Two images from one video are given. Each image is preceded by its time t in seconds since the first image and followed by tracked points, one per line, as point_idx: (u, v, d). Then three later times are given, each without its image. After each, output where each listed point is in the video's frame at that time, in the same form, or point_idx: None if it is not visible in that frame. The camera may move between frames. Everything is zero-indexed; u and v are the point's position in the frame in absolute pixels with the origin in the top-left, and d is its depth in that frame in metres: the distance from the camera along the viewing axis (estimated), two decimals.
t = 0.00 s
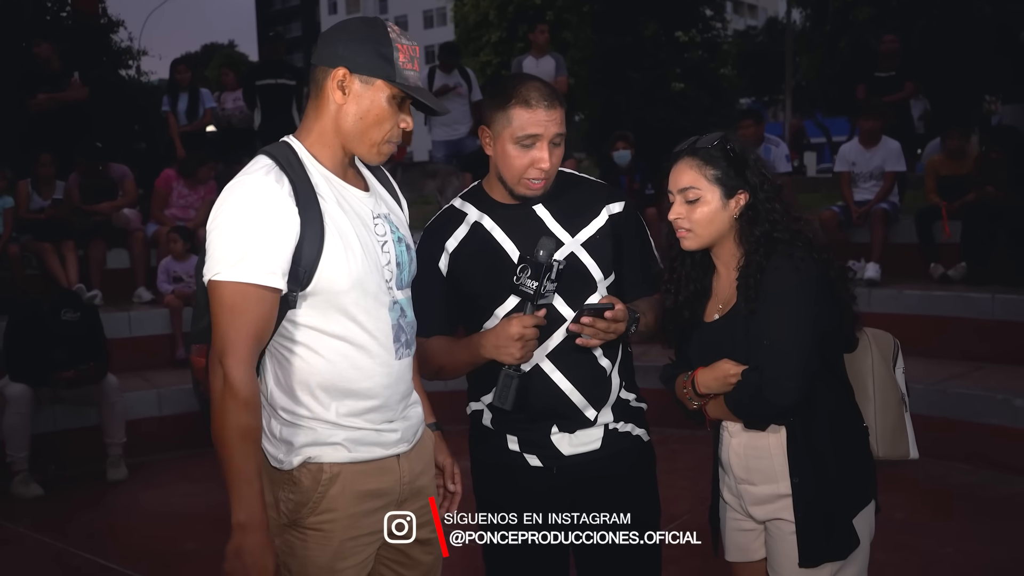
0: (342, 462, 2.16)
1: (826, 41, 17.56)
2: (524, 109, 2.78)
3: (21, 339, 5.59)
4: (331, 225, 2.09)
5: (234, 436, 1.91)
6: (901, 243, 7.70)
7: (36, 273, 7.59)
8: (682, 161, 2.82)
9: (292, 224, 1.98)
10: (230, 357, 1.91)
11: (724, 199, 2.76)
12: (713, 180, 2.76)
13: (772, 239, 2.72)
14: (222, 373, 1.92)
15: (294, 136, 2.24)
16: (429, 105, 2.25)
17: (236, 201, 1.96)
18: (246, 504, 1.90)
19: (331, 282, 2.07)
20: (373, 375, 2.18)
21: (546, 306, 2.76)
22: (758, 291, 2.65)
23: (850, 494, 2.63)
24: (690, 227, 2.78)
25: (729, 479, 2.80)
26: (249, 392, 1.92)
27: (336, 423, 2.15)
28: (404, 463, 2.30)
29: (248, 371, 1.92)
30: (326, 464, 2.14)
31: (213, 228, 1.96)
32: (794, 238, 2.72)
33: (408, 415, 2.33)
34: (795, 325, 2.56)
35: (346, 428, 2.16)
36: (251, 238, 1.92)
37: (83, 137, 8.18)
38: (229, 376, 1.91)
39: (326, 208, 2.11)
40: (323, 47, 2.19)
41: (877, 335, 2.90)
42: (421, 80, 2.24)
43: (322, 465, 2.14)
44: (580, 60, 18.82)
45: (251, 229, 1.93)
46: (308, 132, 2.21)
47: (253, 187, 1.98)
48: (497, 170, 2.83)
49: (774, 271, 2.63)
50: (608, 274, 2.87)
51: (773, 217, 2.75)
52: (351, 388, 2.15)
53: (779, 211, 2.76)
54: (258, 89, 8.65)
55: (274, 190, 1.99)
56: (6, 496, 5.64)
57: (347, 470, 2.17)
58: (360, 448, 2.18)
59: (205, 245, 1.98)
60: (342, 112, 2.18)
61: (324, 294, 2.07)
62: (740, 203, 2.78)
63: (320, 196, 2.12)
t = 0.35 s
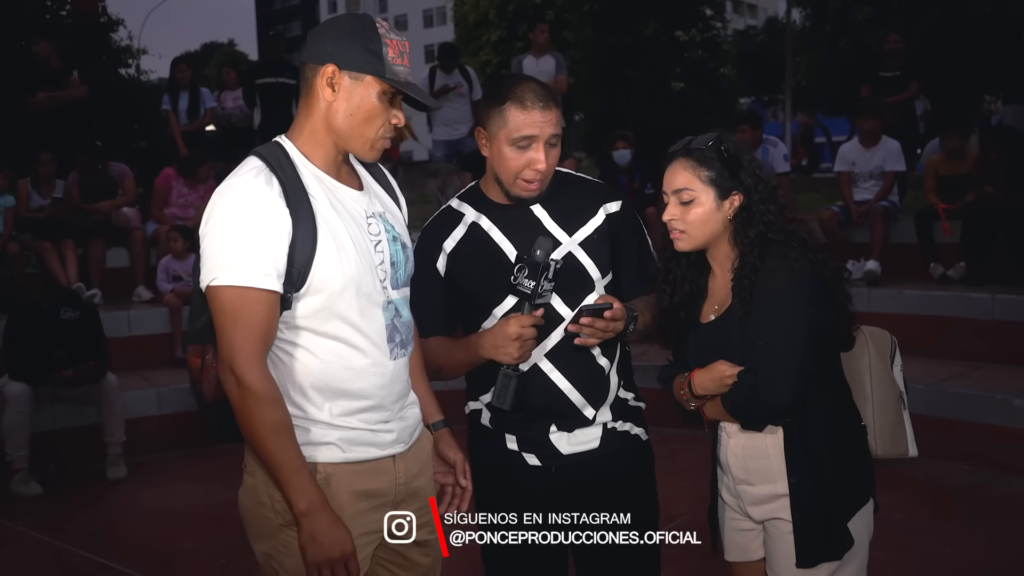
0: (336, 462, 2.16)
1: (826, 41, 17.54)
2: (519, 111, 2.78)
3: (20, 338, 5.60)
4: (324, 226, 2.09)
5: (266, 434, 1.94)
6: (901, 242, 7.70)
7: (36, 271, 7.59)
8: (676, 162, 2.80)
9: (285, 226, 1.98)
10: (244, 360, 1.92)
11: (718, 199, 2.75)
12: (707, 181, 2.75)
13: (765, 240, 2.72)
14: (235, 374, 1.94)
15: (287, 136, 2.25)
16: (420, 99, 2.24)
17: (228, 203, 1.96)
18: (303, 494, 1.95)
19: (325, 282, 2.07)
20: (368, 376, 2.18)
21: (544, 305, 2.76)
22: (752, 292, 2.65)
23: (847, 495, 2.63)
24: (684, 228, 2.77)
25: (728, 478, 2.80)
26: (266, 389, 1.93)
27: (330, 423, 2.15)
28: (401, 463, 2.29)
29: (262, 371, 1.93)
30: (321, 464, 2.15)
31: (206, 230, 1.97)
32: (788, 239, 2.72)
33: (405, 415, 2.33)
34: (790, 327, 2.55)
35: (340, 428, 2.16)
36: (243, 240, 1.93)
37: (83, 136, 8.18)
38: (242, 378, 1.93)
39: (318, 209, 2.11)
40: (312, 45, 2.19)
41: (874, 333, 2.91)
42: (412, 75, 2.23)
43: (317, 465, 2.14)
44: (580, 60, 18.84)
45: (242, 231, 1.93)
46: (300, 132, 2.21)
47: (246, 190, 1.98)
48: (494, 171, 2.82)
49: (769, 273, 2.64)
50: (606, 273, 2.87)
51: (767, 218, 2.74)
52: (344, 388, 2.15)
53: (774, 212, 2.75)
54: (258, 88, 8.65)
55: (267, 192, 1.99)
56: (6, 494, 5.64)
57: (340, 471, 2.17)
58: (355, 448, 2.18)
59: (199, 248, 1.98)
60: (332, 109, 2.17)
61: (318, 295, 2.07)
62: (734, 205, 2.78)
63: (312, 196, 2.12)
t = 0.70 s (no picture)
0: (339, 463, 2.16)
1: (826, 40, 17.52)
2: (520, 111, 2.77)
3: (20, 338, 5.59)
4: (325, 227, 2.09)
5: (254, 440, 1.94)
6: (901, 242, 7.70)
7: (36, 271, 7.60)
8: (676, 163, 2.80)
9: (287, 227, 1.98)
10: (238, 363, 1.92)
11: (718, 201, 2.76)
12: (707, 181, 2.75)
13: (764, 240, 2.72)
14: (229, 379, 1.94)
15: (287, 136, 2.25)
16: (419, 101, 2.24)
17: (229, 205, 1.96)
18: (278, 507, 1.95)
19: (327, 282, 2.07)
20: (370, 376, 2.18)
21: (543, 306, 2.76)
22: (753, 292, 2.65)
23: (847, 495, 2.62)
24: (684, 229, 2.78)
25: (730, 478, 2.80)
26: (259, 393, 1.93)
27: (332, 423, 2.15)
28: (402, 463, 2.30)
29: (256, 374, 1.94)
30: (323, 464, 2.14)
31: (208, 230, 1.97)
32: (787, 238, 2.72)
33: (405, 415, 2.33)
34: (790, 327, 2.55)
35: (342, 428, 2.16)
36: (245, 241, 1.93)
37: (83, 136, 8.18)
38: (236, 381, 1.93)
39: (319, 209, 2.11)
40: (313, 45, 2.19)
41: (875, 332, 2.91)
42: (412, 77, 2.23)
43: (319, 465, 2.14)
44: (580, 60, 18.83)
45: (244, 232, 1.93)
46: (300, 132, 2.21)
47: (246, 191, 1.98)
48: (494, 171, 2.82)
49: (768, 272, 2.64)
50: (606, 274, 2.87)
51: (767, 219, 2.74)
52: (346, 388, 2.15)
53: (773, 213, 2.75)
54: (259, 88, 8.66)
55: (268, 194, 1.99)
56: (6, 494, 5.64)
57: (343, 472, 2.16)
58: (357, 449, 2.18)
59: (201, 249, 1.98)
60: (332, 109, 2.18)
61: (320, 295, 2.07)
62: (734, 206, 2.78)
63: (313, 197, 2.12)
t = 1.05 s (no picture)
0: (339, 463, 2.16)
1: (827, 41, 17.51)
2: (523, 111, 2.77)
3: (20, 337, 5.59)
4: (327, 226, 2.09)
5: (256, 440, 1.94)
6: (902, 243, 7.69)
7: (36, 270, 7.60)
8: (686, 160, 2.82)
9: (288, 228, 1.99)
10: (240, 362, 1.92)
11: (726, 199, 2.77)
12: (715, 179, 2.77)
13: (771, 239, 2.72)
14: (231, 378, 1.93)
15: (287, 135, 2.25)
16: (420, 102, 2.24)
17: (231, 204, 1.96)
18: (286, 506, 1.95)
19: (327, 283, 2.07)
20: (370, 376, 2.18)
21: (544, 306, 2.76)
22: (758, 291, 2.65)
23: (848, 496, 2.62)
24: (692, 226, 2.79)
25: (735, 477, 2.81)
26: (261, 393, 1.93)
27: (332, 424, 2.15)
28: (402, 464, 2.30)
29: (257, 374, 1.94)
30: (323, 464, 2.14)
31: (209, 228, 1.98)
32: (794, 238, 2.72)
33: (405, 415, 2.33)
34: (793, 327, 2.55)
35: (342, 429, 2.16)
36: (246, 242, 1.92)
37: (83, 135, 8.18)
38: (238, 381, 1.92)
39: (321, 209, 2.11)
40: (314, 44, 2.19)
41: (881, 332, 2.89)
42: (413, 77, 2.23)
43: (319, 466, 2.14)
44: (581, 60, 18.83)
45: (245, 232, 1.93)
46: (300, 132, 2.21)
47: (247, 191, 1.98)
48: (496, 170, 2.83)
49: (774, 271, 2.63)
50: (606, 273, 2.86)
51: (774, 218, 2.74)
52: (346, 389, 2.15)
53: (780, 212, 2.76)
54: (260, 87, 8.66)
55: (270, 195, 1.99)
56: (6, 493, 5.64)
57: (343, 472, 2.17)
58: (357, 449, 2.18)
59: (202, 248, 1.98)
60: (333, 109, 2.17)
61: (321, 295, 2.07)
62: (742, 204, 2.78)
63: (314, 196, 2.12)
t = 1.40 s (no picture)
0: (341, 463, 2.16)
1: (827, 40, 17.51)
2: (522, 111, 2.77)
3: (20, 337, 5.59)
4: (328, 225, 2.08)
5: (261, 441, 1.94)
6: (902, 242, 7.69)
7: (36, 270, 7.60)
8: (707, 153, 2.83)
9: (290, 227, 1.98)
10: (242, 364, 1.92)
11: (743, 195, 2.77)
12: (734, 175, 2.77)
13: (785, 238, 2.72)
14: (235, 380, 1.94)
15: (287, 136, 2.25)
16: (417, 99, 2.23)
17: (232, 204, 1.96)
18: (294, 506, 1.94)
19: (329, 282, 2.07)
20: (373, 376, 2.18)
21: (545, 305, 2.76)
22: (767, 290, 2.65)
23: (850, 494, 2.61)
24: (707, 221, 2.79)
25: (737, 474, 2.81)
26: (266, 393, 1.94)
27: (333, 424, 2.14)
28: (405, 463, 2.30)
29: (261, 374, 1.94)
30: (325, 465, 2.14)
31: (211, 227, 1.98)
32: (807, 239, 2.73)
33: (408, 415, 2.33)
34: (797, 327, 2.57)
35: (345, 429, 2.16)
36: (247, 241, 1.92)
37: (83, 135, 8.18)
38: (241, 381, 1.93)
39: (322, 208, 2.11)
40: (310, 44, 2.19)
41: (888, 335, 2.90)
42: (409, 74, 2.23)
43: (322, 466, 2.14)
44: (580, 59, 18.83)
45: (247, 232, 1.93)
46: (299, 133, 2.22)
47: (248, 191, 1.98)
48: (498, 170, 2.82)
49: (783, 271, 2.64)
50: (608, 272, 2.86)
51: (790, 218, 2.75)
52: (348, 389, 2.15)
53: (798, 214, 2.76)
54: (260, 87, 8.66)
55: (271, 193, 1.99)
56: (6, 492, 5.64)
57: (346, 472, 2.17)
58: (360, 449, 2.18)
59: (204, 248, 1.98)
60: (331, 108, 2.17)
61: (322, 294, 2.07)
62: (759, 202, 2.78)
63: (315, 195, 2.12)
